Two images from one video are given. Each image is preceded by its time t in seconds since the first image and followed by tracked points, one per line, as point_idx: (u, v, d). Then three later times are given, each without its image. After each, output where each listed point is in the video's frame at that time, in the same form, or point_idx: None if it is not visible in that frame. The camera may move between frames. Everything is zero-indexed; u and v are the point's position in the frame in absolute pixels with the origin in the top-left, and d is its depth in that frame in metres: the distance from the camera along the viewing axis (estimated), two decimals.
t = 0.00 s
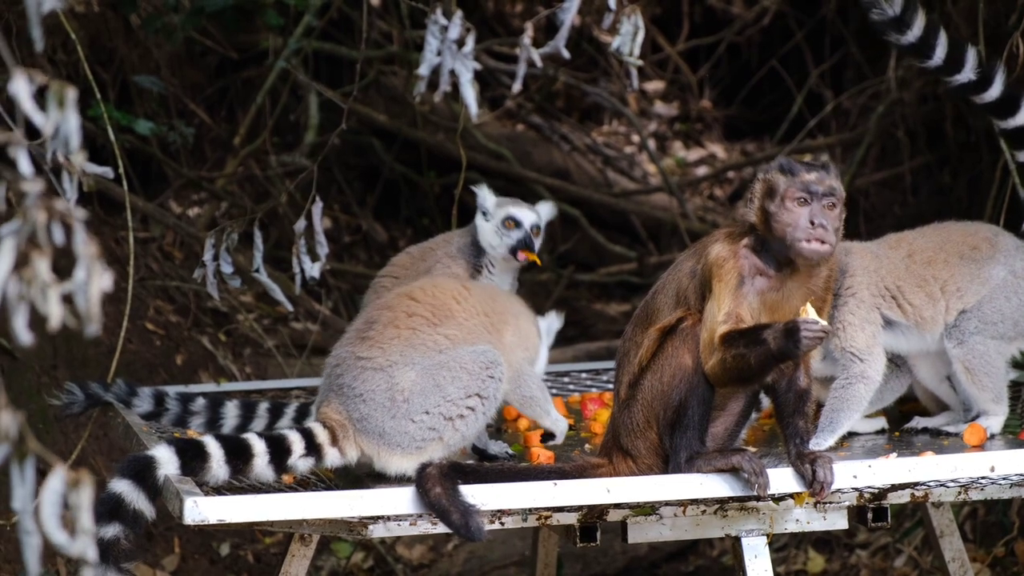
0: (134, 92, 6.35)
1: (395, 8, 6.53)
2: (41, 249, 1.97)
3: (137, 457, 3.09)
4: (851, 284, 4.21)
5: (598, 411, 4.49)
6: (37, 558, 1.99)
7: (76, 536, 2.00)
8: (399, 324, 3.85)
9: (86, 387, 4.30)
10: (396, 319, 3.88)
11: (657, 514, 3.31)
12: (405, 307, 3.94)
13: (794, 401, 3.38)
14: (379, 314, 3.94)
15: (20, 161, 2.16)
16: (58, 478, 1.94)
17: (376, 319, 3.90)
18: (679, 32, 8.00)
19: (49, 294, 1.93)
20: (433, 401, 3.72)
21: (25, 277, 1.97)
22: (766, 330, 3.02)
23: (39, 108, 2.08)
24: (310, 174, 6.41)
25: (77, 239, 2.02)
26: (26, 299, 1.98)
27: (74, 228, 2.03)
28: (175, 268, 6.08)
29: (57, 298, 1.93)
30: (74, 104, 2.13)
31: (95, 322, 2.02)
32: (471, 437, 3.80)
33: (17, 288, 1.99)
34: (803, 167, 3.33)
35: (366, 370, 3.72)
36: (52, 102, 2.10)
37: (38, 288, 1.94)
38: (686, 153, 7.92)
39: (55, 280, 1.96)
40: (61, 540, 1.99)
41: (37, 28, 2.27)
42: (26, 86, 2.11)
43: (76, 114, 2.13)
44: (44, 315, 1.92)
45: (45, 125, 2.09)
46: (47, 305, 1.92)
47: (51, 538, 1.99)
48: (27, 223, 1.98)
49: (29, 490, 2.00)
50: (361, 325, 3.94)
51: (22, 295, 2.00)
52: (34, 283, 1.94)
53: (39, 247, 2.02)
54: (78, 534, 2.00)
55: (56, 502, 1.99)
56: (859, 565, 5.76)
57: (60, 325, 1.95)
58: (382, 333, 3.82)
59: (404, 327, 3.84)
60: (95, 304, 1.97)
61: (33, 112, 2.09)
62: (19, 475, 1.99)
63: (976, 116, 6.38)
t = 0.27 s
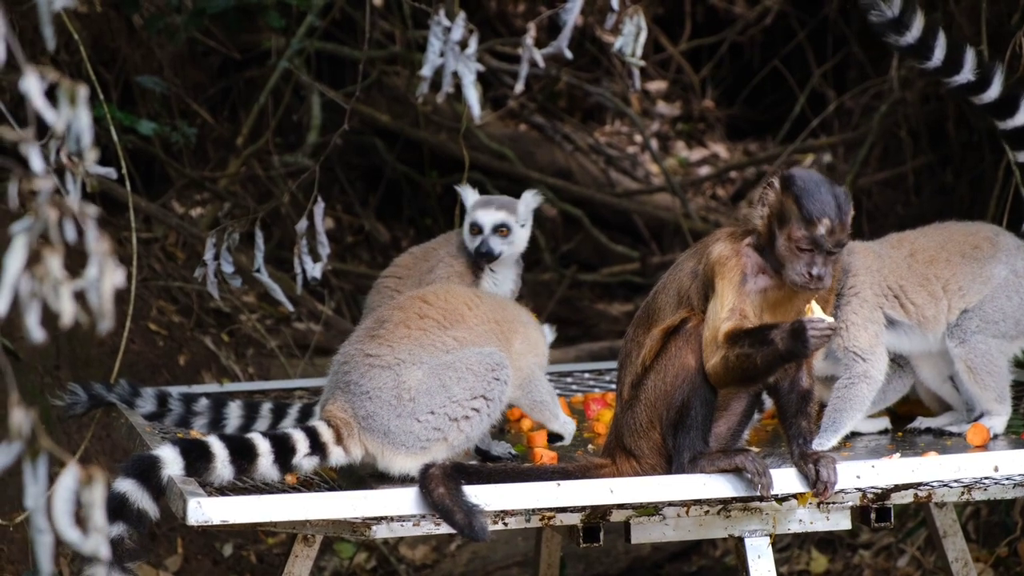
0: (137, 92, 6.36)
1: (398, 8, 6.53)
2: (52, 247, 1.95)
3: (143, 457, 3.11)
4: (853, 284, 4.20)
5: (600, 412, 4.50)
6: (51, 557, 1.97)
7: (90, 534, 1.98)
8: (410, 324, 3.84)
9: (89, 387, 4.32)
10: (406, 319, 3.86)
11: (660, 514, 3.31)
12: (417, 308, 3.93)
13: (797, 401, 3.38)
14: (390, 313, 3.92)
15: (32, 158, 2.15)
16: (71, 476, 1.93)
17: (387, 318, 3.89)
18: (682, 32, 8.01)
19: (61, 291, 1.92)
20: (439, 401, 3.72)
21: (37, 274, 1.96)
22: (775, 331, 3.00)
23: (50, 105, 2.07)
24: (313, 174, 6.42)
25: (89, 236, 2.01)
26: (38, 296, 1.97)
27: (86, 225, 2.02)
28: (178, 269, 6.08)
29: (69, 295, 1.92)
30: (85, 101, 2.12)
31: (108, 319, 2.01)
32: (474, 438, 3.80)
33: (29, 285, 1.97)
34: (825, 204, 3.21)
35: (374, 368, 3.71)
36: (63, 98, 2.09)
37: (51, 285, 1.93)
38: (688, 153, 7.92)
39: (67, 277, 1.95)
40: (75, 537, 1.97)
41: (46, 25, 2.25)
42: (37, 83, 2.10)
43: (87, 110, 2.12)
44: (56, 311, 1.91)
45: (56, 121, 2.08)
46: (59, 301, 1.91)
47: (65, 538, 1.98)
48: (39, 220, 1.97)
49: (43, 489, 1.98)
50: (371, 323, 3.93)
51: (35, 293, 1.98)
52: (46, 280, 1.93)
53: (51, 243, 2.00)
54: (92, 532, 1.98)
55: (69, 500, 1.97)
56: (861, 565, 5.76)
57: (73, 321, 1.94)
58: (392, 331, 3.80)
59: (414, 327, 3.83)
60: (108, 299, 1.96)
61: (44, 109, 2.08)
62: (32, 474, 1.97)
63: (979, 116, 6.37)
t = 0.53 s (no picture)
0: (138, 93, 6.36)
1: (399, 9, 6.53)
2: (44, 242, 1.96)
3: (143, 459, 3.10)
4: (856, 282, 4.18)
5: (602, 412, 4.50)
6: (40, 555, 1.97)
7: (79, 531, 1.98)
8: (406, 325, 3.83)
9: (90, 388, 4.31)
10: (402, 321, 3.85)
11: (662, 515, 3.31)
12: (412, 309, 3.92)
13: (798, 401, 3.38)
14: (385, 315, 3.91)
15: (25, 153, 2.15)
16: (61, 473, 1.93)
17: (382, 320, 3.88)
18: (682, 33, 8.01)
19: (54, 286, 1.93)
20: (438, 402, 3.72)
21: (28, 269, 1.96)
22: (782, 319, 3.04)
23: (44, 100, 2.08)
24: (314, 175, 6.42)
25: (81, 231, 2.02)
26: (29, 291, 1.98)
27: (79, 221, 2.03)
28: (180, 270, 6.09)
29: (61, 290, 1.93)
30: (80, 97, 2.13)
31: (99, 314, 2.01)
32: (475, 438, 3.80)
33: (20, 280, 1.98)
34: (821, 195, 3.21)
35: (372, 371, 3.71)
36: (57, 94, 2.10)
37: (43, 280, 1.94)
38: (690, 153, 7.94)
39: (59, 272, 1.96)
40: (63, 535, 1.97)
41: (40, 22, 2.26)
42: (31, 78, 2.11)
43: (81, 106, 2.13)
44: (48, 306, 1.92)
45: (50, 116, 2.09)
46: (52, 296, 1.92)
47: (52, 535, 1.98)
48: (32, 214, 1.98)
49: (32, 486, 1.98)
50: (366, 326, 3.92)
51: (25, 287, 1.99)
52: (38, 275, 1.94)
53: (43, 238, 2.01)
54: (80, 530, 1.99)
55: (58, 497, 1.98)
56: (864, 565, 5.76)
57: (65, 316, 1.95)
58: (388, 334, 3.80)
59: (410, 329, 3.82)
60: (100, 295, 1.97)
61: (38, 104, 2.09)
62: (22, 470, 1.97)
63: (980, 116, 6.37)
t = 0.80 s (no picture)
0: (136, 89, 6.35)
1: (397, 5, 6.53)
2: (26, 239, 1.97)
3: (139, 454, 3.08)
4: (854, 276, 4.20)
5: (600, 407, 4.48)
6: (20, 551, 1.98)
7: (59, 528, 1.99)
8: (401, 322, 3.82)
9: (88, 384, 4.31)
10: (397, 317, 3.84)
11: (660, 510, 3.30)
12: (407, 304, 3.91)
13: (796, 396, 3.38)
14: (380, 311, 3.90)
15: (9, 150, 2.16)
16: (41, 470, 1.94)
17: (377, 317, 3.86)
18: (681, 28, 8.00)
19: (36, 283, 1.95)
20: (435, 398, 3.73)
21: (11, 265, 1.97)
22: (777, 294, 3.07)
23: (28, 96, 2.08)
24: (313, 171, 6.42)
25: (63, 228, 2.03)
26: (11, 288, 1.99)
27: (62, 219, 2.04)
28: (178, 265, 6.08)
29: (44, 287, 1.95)
30: (64, 95, 2.15)
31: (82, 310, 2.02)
32: (473, 433, 3.82)
33: (2, 277, 1.99)
34: (814, 180, 3.29)
35: (368, 369, 3.70)
36: (41, 91, 2.11)
37: (25, 277, 1.95)
38: (689, 150, 7.92)
39: (42, 269, 1.97)
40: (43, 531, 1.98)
41: (27, 19, 2.28)
42: (15, 75, 2.12)
43: (65, 104, 2.15)
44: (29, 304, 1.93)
45: (35, 113, 2.10)
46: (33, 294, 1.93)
47: (32, 532, 1.99)
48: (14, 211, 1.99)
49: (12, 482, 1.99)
50: (361, 322, 3.90)
51: (7, 284, 2.00)
52: (20, 271, 1.95)
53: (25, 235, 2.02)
54: (60, 528, 1.99)
55: (39, 493, 1.99)
56: (862, 561, 5.76)
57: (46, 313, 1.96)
58: (384, 331, 3.79)
59: (405, 325, 3.81)
60: (82, 293, 1.98)
61: (23, 100, 2.09)
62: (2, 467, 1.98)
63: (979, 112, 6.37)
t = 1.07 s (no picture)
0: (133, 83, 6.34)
1: None
2: (25, 237, 1.95)
3: (133, 450, 3.07)
4: (850, 270, 4.19)
5: (597, 402, 4.48)
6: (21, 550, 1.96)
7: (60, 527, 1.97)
8: (399, 313, 3.82)
9: (84, 378, 4.29)
10: (396, 309, 3.84)
11: (656, 505, 3.31)
12: (403, 296, 3.90)
13: (793, 390, 3.38)
14: (377, 302, 3.88)
15: (6, 148, 2.15)
16: (41, 469, 1.92)
17: (375, 309, 3.85)
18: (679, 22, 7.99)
19: (35, 283, 1.94)
20: (434, 391, 3.74)
21: (9, 264, 1.95)
22: (772, 278, 3.05)
23: (26, 94, 2.06)
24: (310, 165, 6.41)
25: (62, 227, 2.01)
26: (9, 287, 1.97)
27: (60, 217, 2.02)
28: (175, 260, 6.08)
29: (43, 287, 1.94)
30: (61, 92, 2.13)
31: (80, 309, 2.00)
32: (468, 426, 3.85)
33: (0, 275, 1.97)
34: (807, 171, 3.28)
35: (367, 360, 3.69)
36: (38, 89, 2.09)
37: (24, 275, 1.93)
38: (687, 143, 7.93)
39: (40, 267, 1.95)
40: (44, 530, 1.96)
41: (23, 15, 2.27)
42: (13, 73, 2.10)
43: (63, 101, 2.13)
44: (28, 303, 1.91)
45: (32, 111, 2.08)
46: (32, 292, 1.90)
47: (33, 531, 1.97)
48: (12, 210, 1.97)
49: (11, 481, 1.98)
50: (357, 314, 3.88)
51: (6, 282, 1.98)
52: (19, 270, 1.93)
53: (24, 233, 2.00)
54: (60, 526, 1.97)
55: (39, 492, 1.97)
56: (859, 555, 5.77)
57: (45, 312, 1.94)
58: (382, 322, 3.77)
59: (403, 316, 3.81)
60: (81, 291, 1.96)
61: (19, 98, 2.07)
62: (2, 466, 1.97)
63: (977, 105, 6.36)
